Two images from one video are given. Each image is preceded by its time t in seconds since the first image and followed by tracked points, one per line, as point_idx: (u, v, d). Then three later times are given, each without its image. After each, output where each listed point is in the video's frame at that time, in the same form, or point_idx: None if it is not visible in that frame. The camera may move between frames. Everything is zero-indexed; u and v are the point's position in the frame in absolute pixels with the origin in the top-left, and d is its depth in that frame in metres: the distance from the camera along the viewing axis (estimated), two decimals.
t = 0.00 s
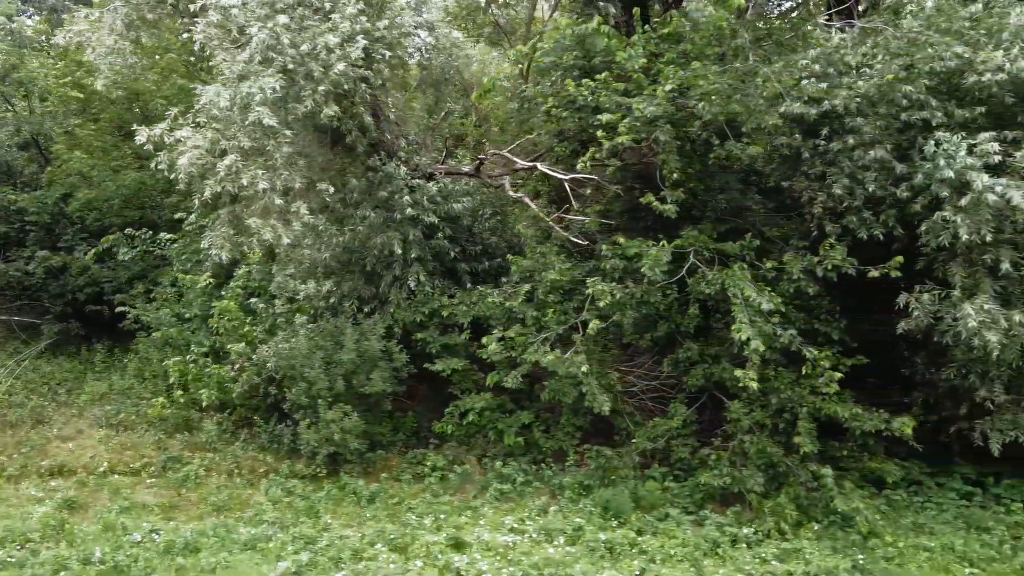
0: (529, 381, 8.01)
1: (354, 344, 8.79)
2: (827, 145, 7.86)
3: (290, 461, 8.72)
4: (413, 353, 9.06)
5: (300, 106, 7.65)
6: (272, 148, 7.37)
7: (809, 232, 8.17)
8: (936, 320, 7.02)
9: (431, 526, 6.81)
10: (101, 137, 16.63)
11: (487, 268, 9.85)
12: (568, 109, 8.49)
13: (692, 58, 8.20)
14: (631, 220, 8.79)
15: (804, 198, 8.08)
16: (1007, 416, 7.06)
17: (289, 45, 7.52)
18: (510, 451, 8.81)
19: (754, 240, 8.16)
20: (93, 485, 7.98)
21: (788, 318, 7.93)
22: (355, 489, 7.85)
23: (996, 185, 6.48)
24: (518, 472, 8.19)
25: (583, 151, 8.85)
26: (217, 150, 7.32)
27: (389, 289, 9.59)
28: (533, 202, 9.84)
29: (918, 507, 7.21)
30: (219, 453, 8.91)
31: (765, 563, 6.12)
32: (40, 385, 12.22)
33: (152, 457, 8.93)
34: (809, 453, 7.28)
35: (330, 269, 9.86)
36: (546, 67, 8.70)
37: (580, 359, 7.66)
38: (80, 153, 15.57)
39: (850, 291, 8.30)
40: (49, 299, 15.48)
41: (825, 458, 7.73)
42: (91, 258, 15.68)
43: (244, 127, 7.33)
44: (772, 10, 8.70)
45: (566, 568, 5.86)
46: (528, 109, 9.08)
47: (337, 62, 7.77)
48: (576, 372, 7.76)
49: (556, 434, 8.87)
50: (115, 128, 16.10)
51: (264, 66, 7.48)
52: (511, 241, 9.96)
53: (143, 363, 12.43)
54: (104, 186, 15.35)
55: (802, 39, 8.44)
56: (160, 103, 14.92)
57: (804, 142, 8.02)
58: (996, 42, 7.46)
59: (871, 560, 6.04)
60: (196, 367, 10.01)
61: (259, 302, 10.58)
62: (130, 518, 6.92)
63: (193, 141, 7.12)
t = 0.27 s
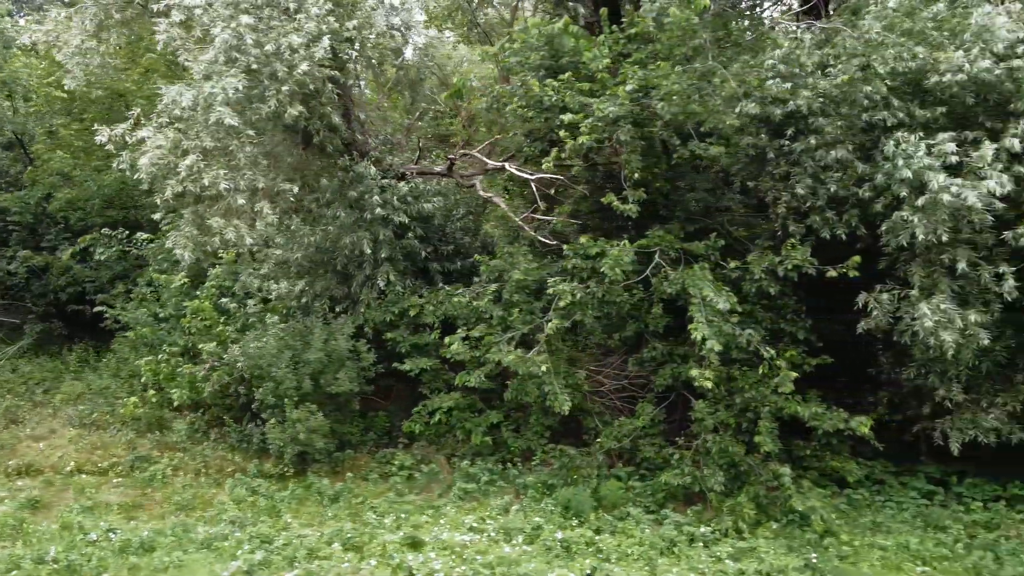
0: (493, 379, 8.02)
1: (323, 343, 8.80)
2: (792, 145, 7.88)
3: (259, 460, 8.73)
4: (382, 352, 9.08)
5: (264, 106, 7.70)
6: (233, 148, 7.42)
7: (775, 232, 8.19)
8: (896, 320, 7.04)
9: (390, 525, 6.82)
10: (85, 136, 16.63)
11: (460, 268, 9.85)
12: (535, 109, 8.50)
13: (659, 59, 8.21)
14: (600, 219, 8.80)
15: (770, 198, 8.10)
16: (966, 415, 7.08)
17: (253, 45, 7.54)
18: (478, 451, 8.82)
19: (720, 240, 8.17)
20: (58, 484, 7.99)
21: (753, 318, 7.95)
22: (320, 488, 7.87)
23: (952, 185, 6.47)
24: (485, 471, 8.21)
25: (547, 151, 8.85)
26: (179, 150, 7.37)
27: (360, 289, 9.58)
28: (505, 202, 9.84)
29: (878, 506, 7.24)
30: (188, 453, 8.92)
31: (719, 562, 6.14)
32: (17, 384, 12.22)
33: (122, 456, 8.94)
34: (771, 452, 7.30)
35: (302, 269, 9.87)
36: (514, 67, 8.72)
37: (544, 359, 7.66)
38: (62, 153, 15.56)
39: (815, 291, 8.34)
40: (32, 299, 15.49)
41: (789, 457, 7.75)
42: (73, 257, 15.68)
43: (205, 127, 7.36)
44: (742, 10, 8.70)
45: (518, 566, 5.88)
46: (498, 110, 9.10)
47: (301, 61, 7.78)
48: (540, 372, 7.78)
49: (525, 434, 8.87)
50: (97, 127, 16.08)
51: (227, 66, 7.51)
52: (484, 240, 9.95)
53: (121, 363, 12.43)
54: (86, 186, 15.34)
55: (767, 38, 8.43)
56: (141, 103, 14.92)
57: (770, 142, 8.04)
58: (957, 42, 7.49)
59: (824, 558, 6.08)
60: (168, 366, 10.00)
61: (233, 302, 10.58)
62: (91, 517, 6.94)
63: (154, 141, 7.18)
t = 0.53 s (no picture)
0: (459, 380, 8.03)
1: (291, 343, 8.81)
2: (756, 146, 7.90)
3: (227, 460, 8.73)
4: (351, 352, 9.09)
5: (229, 107, 7.69)
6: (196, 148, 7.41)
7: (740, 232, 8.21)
8: (856, 320, 7.07)
9: (350, 525, 6.83)
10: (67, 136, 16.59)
11: (431, 268, 9.86)
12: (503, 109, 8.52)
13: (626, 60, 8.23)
14: (569, 218, 8.81)
15: (735, 199, 8.12)
16: (926, 415, 7.11)
17: (217, 45, 7.55)
18: (447, 451, 8.83)
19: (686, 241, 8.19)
20: (24, 484, 8.00)
21: (718, 318, 7.96)
22: (285, 488, 7.87)
23: (908, 185, 6.48)
24: (451, 471, 8.22)
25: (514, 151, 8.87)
26: (142, 150, 7.36)
27: (331, 289, 9.59)
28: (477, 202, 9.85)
29: (839, 505, 7.27)
30: (157, 452, 8.92)
31: (674, 561, 6.16)
32: None
33: (90, 456, 8.94)
34: (732, 452, 7.32)
35: (274, 269, 9.89)
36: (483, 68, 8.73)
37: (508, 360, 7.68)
38: (44, 152, 15.52)
39: (779, 292, 8.45)
40: (13, 299, 15.45)
41: (753, 457, 7.76)
42: (55, 257, 15.64)
43: (168, 127, 7.37)
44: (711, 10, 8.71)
45: (471, 565, 5.90)
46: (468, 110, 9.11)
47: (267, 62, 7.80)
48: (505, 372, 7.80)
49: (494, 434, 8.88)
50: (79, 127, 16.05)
51: (191, 66, 7.51)
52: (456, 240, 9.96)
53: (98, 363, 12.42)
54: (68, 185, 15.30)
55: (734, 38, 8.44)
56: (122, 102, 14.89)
57: (735, 143, 8.06)
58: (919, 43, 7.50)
59: (778, 557, 6.10)
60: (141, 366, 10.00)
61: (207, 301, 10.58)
62: (51, 517, 6.94)
63: (116, 142, 7.18)
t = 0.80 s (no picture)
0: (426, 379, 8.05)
1: (261, 343, 8.82)
2: (721, 146, 7.92)
3: (196, 460, 8.73)
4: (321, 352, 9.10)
5: (194, 107, 7.68)
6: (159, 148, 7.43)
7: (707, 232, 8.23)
8: (816, 320, 7.10)
9: (311, 524, 6.84)
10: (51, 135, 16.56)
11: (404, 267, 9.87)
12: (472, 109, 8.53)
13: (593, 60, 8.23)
14: (538, 218, 8.82)
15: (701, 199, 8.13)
16: (886, 415, 7.13)
17: (181, 45, 7.54)
18: (416, 450, 8.84)
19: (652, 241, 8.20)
20: None
21: (684, 318, 7.98)
22: (251, 487, 7.88)
23: (865, 185, 6.49)
24: (418, 470, 8.23)
25: (482, 150, 8.94)
26: (104, 150, 7.39)
27: (303, 289, 9.60)
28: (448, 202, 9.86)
29: (800, 504, 7.30)
30: (126, 452, 8.92)
31: (629, 559, 6.18)
32: None
33: (60, 455, 8.94)
34: (694, 451, 7.33)
35: (247, 269, 9.89)
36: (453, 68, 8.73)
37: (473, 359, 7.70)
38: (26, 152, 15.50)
39: (748, 292, 8.45)
40: None
41: (717, 457, 7.78)
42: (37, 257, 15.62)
43: (132, 127, 7.41)
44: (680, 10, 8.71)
45: (425, 564, 5.91)
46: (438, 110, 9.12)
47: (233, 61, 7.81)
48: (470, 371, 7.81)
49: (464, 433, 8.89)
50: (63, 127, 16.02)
51: (156, 66, 7.52)
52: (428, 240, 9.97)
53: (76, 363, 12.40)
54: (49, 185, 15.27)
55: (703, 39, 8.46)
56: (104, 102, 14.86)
57: (701, 143, 8.07)
58: (882, 44, 7.50)
59: (732, 556, 6.12)
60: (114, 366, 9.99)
61: (181, 301, 10.57)
62: (12, 516, 6.94)
63: (78, 142, 7.21)
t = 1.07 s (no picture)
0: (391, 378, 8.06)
1: (229, 342, 8.82)
2: (687, 146, 7.92)
3: (165, 459, 8.74)
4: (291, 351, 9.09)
5: (159, 106, 7.67)
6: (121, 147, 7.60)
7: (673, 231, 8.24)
8: (777, 319, 7.12)
9: (272, 522, 6.85)
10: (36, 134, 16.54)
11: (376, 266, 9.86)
12: (441, 109, 8.55)
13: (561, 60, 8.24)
14: (508, 218, 8.82)
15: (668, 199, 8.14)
16: (847, 414, 7.14)
17: (146, 45, 7.54)
18: (386, 449, 8.84)
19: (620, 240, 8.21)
20: None
21: (650, 318, 8.00)
22: (217, 486, 7.89)
23: (822, 185, 6.50)
24: (385, 469, 8.24)
25: (452, 150, 8.94)
26: (66, 148, 7.63)
27: (274, 288, 9.60)
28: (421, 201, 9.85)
29: (763, 503, 7.31)
30: (97, 451, 8.93)
31: (585, 557, 6.19)
32: None
33: (31, 455, 8.94)
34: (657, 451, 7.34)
35: (220, 268, 9.90)
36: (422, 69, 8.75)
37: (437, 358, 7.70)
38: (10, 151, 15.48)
39: (715, 291, 8.46)
40: None
41: (683, 456, 7.78)
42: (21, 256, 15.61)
43: (94, 128, 7.62)
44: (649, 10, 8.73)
45: (380, 562, 5.92)
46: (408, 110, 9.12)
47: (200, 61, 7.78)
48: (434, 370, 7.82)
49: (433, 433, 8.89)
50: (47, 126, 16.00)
51: (123, 66, 7.56)
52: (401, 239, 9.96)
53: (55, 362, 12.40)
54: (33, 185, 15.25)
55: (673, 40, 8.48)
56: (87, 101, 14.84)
57: (668, 143, 8.08)
58: (845, 44, 7.51)
59: (687, 554, 6.13)
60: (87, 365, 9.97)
61: (157, 301, 10.57)
62: None
63: (40, 141, 7.48)
